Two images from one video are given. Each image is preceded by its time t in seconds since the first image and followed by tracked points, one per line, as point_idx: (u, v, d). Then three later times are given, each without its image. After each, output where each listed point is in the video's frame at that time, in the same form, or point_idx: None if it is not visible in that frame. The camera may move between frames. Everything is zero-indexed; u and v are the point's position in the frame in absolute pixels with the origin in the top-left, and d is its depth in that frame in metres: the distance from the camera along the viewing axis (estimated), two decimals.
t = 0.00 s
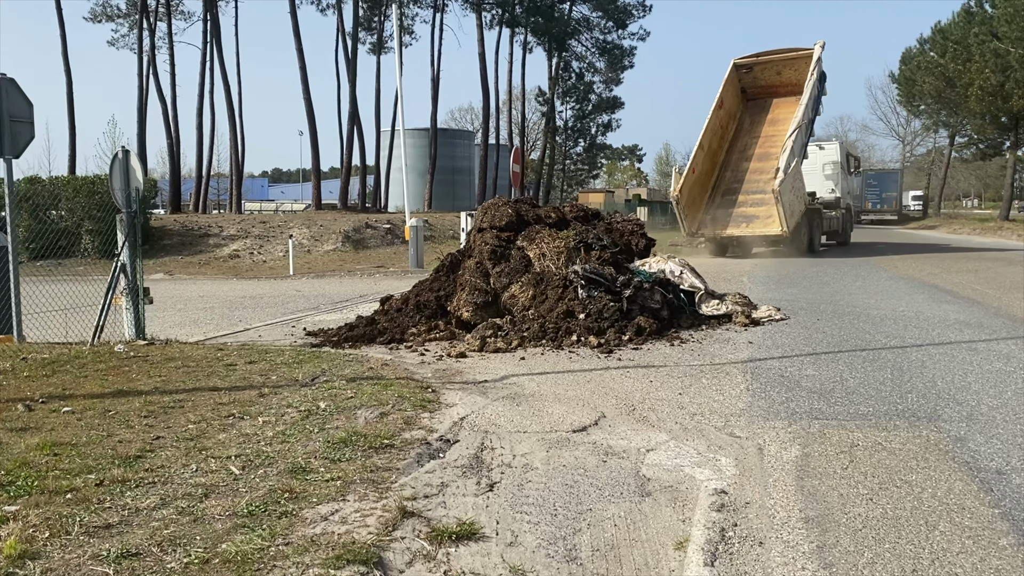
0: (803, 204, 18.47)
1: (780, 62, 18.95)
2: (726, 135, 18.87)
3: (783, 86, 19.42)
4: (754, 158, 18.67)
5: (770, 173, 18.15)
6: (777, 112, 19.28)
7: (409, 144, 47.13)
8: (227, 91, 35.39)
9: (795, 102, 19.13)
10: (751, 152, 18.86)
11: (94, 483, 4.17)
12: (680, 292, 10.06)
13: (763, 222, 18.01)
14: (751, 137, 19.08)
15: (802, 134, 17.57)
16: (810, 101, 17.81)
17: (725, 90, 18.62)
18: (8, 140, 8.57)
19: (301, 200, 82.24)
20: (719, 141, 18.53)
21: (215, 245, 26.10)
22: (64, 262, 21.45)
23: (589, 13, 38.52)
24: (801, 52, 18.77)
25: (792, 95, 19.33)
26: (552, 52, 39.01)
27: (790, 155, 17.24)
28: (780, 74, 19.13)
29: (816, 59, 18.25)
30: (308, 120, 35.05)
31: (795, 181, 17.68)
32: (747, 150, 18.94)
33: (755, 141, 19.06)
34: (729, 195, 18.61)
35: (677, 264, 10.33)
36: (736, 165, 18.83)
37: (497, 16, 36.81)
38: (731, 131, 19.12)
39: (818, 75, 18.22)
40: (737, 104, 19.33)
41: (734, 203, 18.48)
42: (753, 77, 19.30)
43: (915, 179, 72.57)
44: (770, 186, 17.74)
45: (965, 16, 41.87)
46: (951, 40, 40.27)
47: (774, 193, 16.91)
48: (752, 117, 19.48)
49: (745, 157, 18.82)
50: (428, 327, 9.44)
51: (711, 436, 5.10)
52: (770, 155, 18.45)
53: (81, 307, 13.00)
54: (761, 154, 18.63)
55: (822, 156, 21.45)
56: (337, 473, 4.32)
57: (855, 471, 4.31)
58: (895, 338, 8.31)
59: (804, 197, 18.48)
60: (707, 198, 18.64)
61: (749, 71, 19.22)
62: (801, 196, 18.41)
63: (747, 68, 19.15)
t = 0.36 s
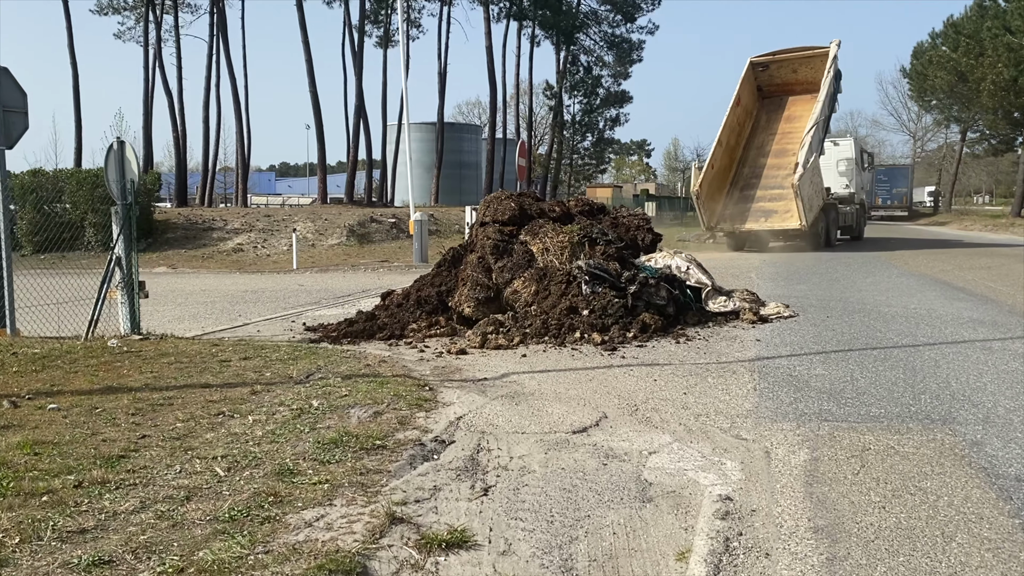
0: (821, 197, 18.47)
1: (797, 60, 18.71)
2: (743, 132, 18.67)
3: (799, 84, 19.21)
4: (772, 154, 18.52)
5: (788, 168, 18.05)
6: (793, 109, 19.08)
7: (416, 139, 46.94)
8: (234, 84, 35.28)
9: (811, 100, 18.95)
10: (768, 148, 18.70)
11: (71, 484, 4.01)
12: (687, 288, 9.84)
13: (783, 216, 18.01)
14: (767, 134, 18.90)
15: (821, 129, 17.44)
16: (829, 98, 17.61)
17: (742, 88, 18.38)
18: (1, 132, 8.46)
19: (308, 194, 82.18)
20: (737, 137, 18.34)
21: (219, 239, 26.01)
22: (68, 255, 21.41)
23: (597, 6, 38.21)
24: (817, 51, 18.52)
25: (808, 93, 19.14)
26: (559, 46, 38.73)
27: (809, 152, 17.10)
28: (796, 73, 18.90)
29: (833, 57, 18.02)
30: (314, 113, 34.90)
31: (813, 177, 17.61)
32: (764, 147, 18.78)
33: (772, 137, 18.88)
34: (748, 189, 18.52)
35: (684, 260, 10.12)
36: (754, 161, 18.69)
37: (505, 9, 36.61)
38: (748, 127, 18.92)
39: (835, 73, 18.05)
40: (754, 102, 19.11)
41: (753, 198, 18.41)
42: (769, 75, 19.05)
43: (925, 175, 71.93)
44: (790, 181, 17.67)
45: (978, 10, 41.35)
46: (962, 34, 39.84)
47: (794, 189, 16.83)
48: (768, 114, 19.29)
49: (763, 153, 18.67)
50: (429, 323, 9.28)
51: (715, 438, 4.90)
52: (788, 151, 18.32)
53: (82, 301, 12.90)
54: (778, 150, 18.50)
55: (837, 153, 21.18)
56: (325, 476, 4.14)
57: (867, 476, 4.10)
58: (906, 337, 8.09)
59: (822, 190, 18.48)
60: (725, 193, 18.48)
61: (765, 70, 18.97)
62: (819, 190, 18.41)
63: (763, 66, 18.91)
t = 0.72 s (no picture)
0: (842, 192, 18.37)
1: (817, 59, 18.38)
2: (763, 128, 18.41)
3: (818, 82, 18.92)
4: (793, 150, 18.28)
5: (810, 164, 17.88)
6: (812, 107, 18.82)
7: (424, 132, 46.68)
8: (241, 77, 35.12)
9: (831, 98, 18.69)
10: (789, 145, 18.46)
11: (36, 494, 3.79)
12: (694, 286, 9.56)
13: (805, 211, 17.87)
14: (787, 130, 18.64)
15: (842, 126, 17.25)
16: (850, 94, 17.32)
17: (762, 86, 18.09)
18: None
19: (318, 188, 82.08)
20: (758, 134, 18.09)
21: (225, 233, 25.86)
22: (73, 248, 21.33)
23: None
24: (835, 51, 18.18)
25: (827, 91, 18.88)
26: (569, 39, 38.37)
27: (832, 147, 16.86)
28: (816, 71, 18.59)
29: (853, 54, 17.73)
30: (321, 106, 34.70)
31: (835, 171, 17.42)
32: (785, 143, 18.54)
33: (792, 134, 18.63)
34: (769, 185, 18.31)
35: (690, 257, 9.87)
36: (775, 157, 18.45)
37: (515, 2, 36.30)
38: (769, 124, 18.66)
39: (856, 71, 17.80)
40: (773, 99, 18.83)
41: (774, 193, 18.21)
42: (789, 73, 18.74)
43: (938, 171, 71.18)
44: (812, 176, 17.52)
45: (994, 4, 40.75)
46: (975, 28, 39.37)
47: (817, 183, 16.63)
48: (787, 112, 19.02)
49: (783, 150, 18.44)
50: (429, 321, 9.05)
51: (721, 447, 4.64)
52: (808, 147, 18.09)
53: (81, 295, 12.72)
54: (798, 146, 18.27)
55: (853, 149, 20.79)
56: (305, 487, 3.91)
57: (882, 492, 3.84)
58: (921, 338, 7.80)
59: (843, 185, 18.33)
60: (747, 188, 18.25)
61: (785, 68, 18.65)
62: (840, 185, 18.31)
63: (782, 64, 18.58)
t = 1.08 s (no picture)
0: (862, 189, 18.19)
1: (837, 57, 18.11)
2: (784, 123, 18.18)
3: (837, 80, 18.69)
4: (813, 146, 18.08)
5: (830, 159, 17.71)
6: (832, 104, 18.61)
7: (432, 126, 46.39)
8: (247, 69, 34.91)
9: (851, 95, 18.48)
10: (809, 140, 18.26)
11: None
12: (696, 283, 9.25)
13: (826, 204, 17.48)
14: (807, 126, 18.44)
15: (865, 121, 17.04)
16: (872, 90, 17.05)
17: (783, 82, 17.85)
18: None
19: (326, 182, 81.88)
20: (778, 129, 17.85)
21: (227, 226, 25.65)
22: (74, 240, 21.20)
23: None
24: (857, 48, 17.81)
25: (846, 89, 18.67)
26: (578, 32, 37.99)
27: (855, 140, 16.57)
28: (836, 68, 18.33)
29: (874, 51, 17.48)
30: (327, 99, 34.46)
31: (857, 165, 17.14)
32: (805, 138, 18.32)
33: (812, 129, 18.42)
34: (790, 179, 18.07)
35: (694, 253, 9.54)
36: (795, 152, 18.24)
37: None
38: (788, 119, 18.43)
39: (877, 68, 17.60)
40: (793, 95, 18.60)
41: (795, 187, 17.93)
42: (809, 70, 18.48)
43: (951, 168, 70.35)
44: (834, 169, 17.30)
45: None
46: (989, 21, 38.73)
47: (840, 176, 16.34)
48: (806, 108, 18.81)
49: (803, 145, 18.23)
50: (422, 317, 8.78)
51: (716, 456, 4.36)
52: (829, 143, 17.91)
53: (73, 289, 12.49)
54: (819, 142, 18.09)
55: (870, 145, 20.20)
56: (266, 497, 3.64)
57: (887, 507, 3.54)
58: (932, 338, 7.48)
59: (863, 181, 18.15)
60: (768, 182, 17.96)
61: (805, 65, 18.39)
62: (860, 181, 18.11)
63: (803, 61, 18.32)
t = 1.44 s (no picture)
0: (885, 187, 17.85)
1: (855, 57, 17.53)
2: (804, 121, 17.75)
3: (857, 80, 18.12)
4: (835, 143, 17.66)
5: (852, 157, 17.36)
6: (852, 105, 18.06)
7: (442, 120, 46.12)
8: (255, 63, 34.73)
9: (872, 95, 17.93)
10: (830, 138, 17.83)
11: None
12: (698, 283, 8.91)
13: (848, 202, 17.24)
14: (828, 124, 18.00)
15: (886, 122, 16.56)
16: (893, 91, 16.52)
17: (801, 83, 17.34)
18: None
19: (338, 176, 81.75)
20: (799, 127, 17.45)
21: (232, 220, 25.48)
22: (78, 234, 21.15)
23: None
24: (875, 48, 17.24)
25: (867, 89, 18.13)
26: (589, 27, 37.53)
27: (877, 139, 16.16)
28: (855, 69, 17.76)
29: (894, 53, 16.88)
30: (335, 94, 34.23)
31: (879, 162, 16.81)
32: (826, 136, 17.89)
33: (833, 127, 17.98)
34: (811, 176, 17.74)
35: (695, 252, 9.10)
36: (816, 150, 17.84)
37: None
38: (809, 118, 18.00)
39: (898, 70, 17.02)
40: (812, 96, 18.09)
41: (817, 185, 17.63)
42: (828, 70, 17.92)
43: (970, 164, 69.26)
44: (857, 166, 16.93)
45: None
46: (1009, 16, 37.95)
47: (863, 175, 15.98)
48: (826, 108, 18.31)
49: (825, 143, 17.81)
50: (413, 317, 8.53)
51: (704, 474, 4.05)
52: (851, 140, 17.49)
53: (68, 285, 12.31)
54: (840, 141, 17.66)
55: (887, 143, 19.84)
56: (212, 519, 3.38)
57: (885, 540, 3.23)
58: (942, 344, 7.13)
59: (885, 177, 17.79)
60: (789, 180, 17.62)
61: (824, 66, 17.81)
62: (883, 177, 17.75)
63: (823, 62, 17.79)
